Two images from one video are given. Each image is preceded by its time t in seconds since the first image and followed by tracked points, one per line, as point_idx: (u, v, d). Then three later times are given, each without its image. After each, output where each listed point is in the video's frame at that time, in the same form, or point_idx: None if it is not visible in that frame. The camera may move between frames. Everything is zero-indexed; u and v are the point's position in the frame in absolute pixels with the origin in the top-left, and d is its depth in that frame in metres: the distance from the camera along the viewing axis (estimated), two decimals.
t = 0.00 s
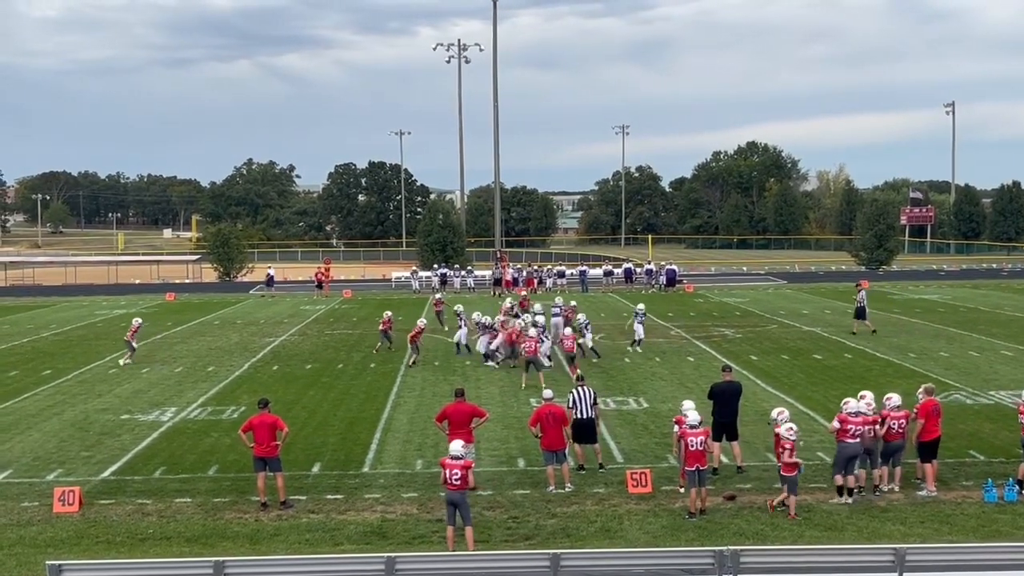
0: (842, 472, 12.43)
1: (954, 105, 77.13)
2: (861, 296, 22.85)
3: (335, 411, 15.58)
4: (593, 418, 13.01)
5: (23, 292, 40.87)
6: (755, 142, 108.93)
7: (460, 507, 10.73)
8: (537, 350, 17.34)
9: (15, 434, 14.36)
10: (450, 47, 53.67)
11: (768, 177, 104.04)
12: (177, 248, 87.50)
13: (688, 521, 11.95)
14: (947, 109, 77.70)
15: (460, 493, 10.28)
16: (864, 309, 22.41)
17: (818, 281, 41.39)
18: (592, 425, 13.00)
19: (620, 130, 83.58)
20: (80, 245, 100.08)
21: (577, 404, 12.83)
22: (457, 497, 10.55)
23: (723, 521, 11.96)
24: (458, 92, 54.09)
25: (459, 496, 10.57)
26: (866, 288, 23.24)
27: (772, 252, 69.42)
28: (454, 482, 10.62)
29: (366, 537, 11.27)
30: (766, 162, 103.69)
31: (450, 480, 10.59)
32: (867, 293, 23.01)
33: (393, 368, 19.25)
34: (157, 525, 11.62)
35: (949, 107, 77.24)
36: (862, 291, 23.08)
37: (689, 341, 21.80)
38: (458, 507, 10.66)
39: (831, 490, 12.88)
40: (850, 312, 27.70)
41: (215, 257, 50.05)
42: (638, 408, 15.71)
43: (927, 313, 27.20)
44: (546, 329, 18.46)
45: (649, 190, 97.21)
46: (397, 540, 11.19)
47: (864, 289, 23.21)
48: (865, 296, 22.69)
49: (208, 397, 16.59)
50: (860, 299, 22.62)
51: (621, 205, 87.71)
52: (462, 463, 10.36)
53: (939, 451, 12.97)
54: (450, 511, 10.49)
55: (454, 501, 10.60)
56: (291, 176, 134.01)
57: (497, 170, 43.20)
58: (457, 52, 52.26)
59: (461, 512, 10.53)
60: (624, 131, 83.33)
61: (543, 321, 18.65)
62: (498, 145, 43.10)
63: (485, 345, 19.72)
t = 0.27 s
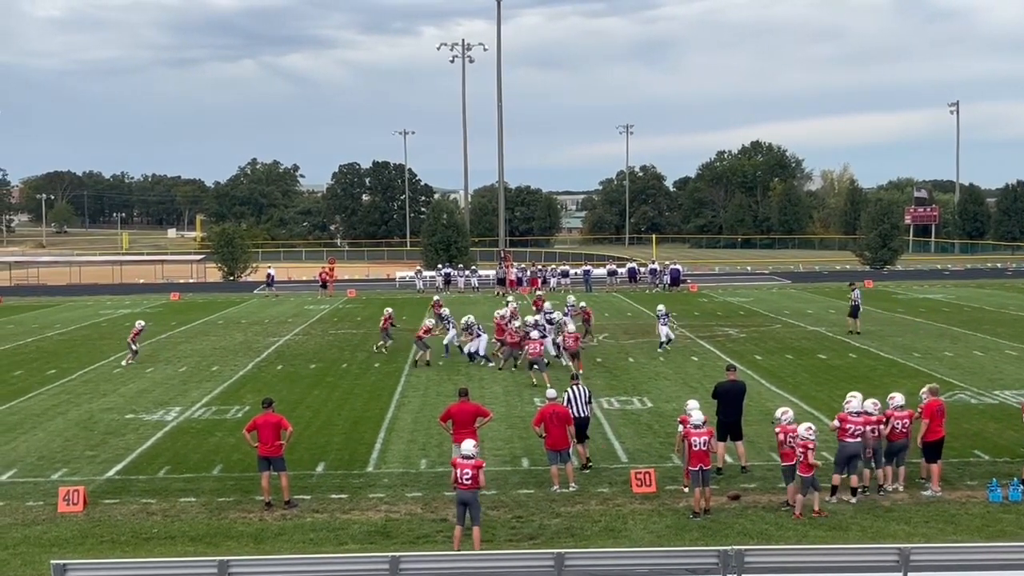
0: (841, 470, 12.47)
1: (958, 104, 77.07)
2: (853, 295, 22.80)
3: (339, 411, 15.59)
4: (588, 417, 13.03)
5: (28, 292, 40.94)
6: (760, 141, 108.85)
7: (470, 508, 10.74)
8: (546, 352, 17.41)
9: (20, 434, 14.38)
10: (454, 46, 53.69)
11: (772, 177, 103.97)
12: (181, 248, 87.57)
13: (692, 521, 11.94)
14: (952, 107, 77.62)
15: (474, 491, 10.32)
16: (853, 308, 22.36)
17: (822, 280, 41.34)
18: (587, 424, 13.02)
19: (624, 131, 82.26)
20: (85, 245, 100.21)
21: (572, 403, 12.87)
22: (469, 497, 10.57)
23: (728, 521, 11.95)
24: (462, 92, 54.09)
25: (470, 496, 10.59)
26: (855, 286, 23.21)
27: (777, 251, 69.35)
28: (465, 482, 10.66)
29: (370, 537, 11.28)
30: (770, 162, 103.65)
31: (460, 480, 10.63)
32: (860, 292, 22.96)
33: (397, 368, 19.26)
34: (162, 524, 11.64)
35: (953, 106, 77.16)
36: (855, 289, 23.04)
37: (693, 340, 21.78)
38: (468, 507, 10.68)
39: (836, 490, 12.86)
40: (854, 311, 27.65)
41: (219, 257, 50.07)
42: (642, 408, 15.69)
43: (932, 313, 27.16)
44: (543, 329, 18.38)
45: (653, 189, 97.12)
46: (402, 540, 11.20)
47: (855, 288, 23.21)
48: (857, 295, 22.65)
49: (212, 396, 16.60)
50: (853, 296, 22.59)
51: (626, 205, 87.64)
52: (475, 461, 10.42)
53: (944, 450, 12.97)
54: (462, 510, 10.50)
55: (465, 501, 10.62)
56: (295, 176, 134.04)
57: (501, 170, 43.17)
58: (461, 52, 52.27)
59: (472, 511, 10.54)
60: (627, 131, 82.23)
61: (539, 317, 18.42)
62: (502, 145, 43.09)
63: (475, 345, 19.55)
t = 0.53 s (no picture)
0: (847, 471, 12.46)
1: (965, 103, 76.90)
2: (849, 294, 22.73)
3: (346, 410, 15.59)
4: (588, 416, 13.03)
5: (35, 291, 40.98)
6: (766, 140, 108.66)
7: (482, 506, 10.74)
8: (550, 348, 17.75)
9: (27, 433, 14.40)
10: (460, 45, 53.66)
11: (779, 176, 103.79)
12: (188, 247, 87.59)
13: (697, 520, 11.93)
14: (958, 106, 77.42)
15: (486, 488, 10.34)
16: (849, 307, 22.33)
17: (829, 280, 41.27)
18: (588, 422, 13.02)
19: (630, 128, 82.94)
20: (91, 245, 100.36)
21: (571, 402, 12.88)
22: (481, 495, 10.57)
23: (734, 520, 11.94)
24: (468, 91, 54.06)
25: (482, 495, 10.59)
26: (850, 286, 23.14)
27: (783, 251, 69.22)
28: (479, 481, 10.67)
29: (376, 536, 11.29)
30: (776, 161, 103.49)
31: (475, 478, 10.65)
32: (855, 292, 22.87)
33: (403, 367, 19.25)
34: (169, 523, 11.66)
35: (960, 105, 76.99)
36: (850, 291, 22.99)
37: (699, 339, 21.74)
38: (479, 506, 10.67)
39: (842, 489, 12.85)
40: (861, 311, 27.57)
41: (226, 256, 50.06)
42: (648, 408, 15.66)
43: (939, 312, 27.08)
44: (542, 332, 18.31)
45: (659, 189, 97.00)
46: (408, 539, 11.21)
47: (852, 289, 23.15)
48: (852, 296, 22.56)
49: (219, 395, 16.60)
50: (846, 297, 22.50)
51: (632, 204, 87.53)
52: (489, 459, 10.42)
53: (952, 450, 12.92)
54: (474, 509, 10.49)
55: (479, 500, 10.62)
56: (301, 175, 134.02)
57: (507, 169, 43.13)
58: (467, 51, 52.25)
59: (483, 510, 10.53)
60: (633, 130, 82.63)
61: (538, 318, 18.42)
62: (508, 145, 43.03)
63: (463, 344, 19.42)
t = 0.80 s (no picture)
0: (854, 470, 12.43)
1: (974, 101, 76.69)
2: (846, 292, 22.74)
3: (354, 408, 15.60)
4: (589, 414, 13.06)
5: (44, 290, 41.07)
6: (775, 139, 108.48)
7: (492, 505, 10.78)
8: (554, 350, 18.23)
9: (36, 432, 14.42)
10: (468, 44, 53.65)
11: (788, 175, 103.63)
12: (197, 246, 87.77)
13: (706, 519, 11.93)
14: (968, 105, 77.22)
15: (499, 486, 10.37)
16: (847, 306, 22.31)
17: (838, 279, 41.19)
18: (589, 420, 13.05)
19: (640, 128, 88.16)
20: (100, 244, 100.62)
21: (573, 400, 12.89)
22: (492, 494, 10.60)
23: (743, 519, 11.93)
24: (476, 90, 54.06)
25: (493, 494, 10.61)
26: (847, 284, 23.17)
27: (792, 250, 69.12)
28: (490, 480, 10.70)
29: (385, 535, 11.31)
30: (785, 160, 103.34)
31: (487, 477, 10.68)
32: (853, 290, 22.86)
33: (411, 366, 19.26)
34: (178, 521, 11.67)
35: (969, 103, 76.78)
36: (846, 289, 22.99)
37: (708, 338, 21.72)
38: (489, 504, 10.68)
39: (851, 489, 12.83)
40: (870, 310, 27.53)
41: (235, 255, 50.13)
42: (657, 407, 15.65)
43: (948, 311, 27.00)
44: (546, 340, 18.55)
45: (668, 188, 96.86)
46: (417, 538, 11.22)
47: (846, 285, 23.21)
48: (850, 294, 22.55)
49: (228, 394, 16.61)
50: (845, 295, 22.49)
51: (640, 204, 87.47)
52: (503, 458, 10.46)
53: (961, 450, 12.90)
54: (485, 507, 10.51)
55: (490, 498, 10.65)
56: (309, 174, 134.14)
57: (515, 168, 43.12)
58: (475, 50, 52.26)
59: (494, 509, 10.56)
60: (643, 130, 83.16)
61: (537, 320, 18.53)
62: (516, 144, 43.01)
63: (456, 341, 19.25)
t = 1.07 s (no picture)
0: (863, 470, 12.38)
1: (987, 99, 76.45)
2: (848, 293, 22.70)
3: (366, 407, 15.61)
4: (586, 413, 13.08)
5: (58, 289, 41.20)
6: (787, 137, 108.20)
7: (504, 503, 10.75)
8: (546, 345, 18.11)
9: (49, 430, 14.47)
10: (480, 43, 53.64)
11: (800, 173, 103.44)
12: (210, 245, 87.89)
13: (718, 519, 11.91)
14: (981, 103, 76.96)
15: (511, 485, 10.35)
16: (847, 306, 22.25)
17: (851, 277, 41.08)
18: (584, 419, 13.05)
19: (653, 127, 88.32)
20: (113, 243, 100.95)
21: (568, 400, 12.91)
22: (505, 493, 10.59)
23: (755, 519, 11.90)
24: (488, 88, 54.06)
25: (505, 493, 10.60)
26: (849, 284, 23.13)
27: (805, 248, 68.98)
28: (502, 479, 10.69)
29: (397, 533, 11.32)
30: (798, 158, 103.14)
31: (498, 476, 10.67)
32: (854, 290, 22.82)
33: (423, 365, 19.28)
34: (191, 519, 11.70)
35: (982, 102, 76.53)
36: (847, 289, 22.93)
37: (720, 337, 21.70)
38: (501, 503, 10.67)
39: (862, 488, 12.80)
40: (883, 309, 27.45)
41: (247, 254, 50.21)
42: (669, 405, 15.64)
43: (961, 310, 26.92)
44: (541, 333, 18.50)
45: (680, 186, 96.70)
46: (429, 536, 11.23)
47: (847, 286, 23.20)
48: (851, 293, 22.52)
49: (240, 392, 16.64)
50: (846, 295, 22.43)
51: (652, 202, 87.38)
52: (513, 457, 10.45)
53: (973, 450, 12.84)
54: (498, 506, 10.50)
55: (502, 497, 10.63)
56: (322, 172, 134.30)
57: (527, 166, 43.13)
58: (487, 48, 52.30)
59: (507, 507, 10.54)
60: (655, 127, 88.36)
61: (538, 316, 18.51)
62: (529, 144, 42.98)
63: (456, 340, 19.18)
